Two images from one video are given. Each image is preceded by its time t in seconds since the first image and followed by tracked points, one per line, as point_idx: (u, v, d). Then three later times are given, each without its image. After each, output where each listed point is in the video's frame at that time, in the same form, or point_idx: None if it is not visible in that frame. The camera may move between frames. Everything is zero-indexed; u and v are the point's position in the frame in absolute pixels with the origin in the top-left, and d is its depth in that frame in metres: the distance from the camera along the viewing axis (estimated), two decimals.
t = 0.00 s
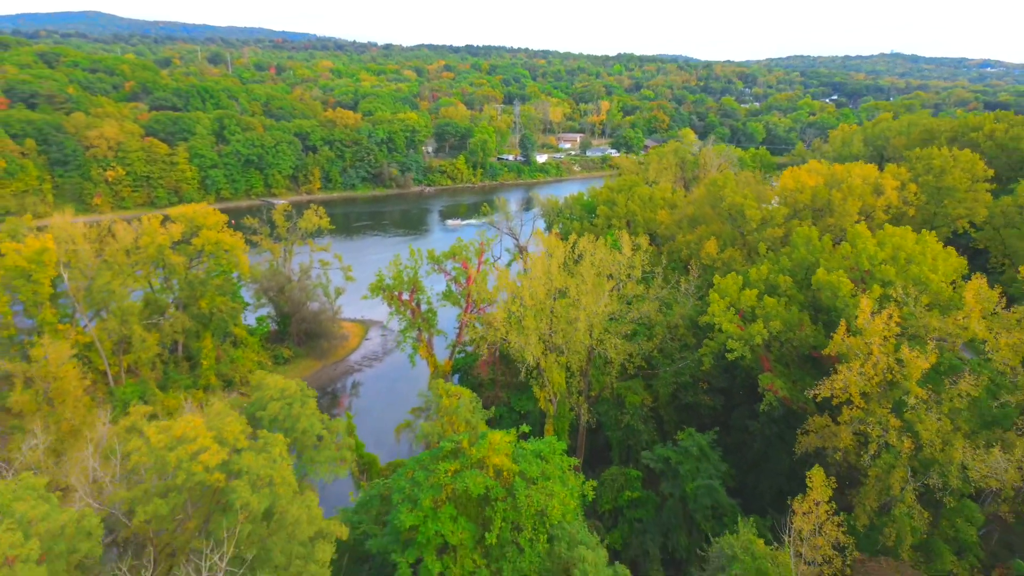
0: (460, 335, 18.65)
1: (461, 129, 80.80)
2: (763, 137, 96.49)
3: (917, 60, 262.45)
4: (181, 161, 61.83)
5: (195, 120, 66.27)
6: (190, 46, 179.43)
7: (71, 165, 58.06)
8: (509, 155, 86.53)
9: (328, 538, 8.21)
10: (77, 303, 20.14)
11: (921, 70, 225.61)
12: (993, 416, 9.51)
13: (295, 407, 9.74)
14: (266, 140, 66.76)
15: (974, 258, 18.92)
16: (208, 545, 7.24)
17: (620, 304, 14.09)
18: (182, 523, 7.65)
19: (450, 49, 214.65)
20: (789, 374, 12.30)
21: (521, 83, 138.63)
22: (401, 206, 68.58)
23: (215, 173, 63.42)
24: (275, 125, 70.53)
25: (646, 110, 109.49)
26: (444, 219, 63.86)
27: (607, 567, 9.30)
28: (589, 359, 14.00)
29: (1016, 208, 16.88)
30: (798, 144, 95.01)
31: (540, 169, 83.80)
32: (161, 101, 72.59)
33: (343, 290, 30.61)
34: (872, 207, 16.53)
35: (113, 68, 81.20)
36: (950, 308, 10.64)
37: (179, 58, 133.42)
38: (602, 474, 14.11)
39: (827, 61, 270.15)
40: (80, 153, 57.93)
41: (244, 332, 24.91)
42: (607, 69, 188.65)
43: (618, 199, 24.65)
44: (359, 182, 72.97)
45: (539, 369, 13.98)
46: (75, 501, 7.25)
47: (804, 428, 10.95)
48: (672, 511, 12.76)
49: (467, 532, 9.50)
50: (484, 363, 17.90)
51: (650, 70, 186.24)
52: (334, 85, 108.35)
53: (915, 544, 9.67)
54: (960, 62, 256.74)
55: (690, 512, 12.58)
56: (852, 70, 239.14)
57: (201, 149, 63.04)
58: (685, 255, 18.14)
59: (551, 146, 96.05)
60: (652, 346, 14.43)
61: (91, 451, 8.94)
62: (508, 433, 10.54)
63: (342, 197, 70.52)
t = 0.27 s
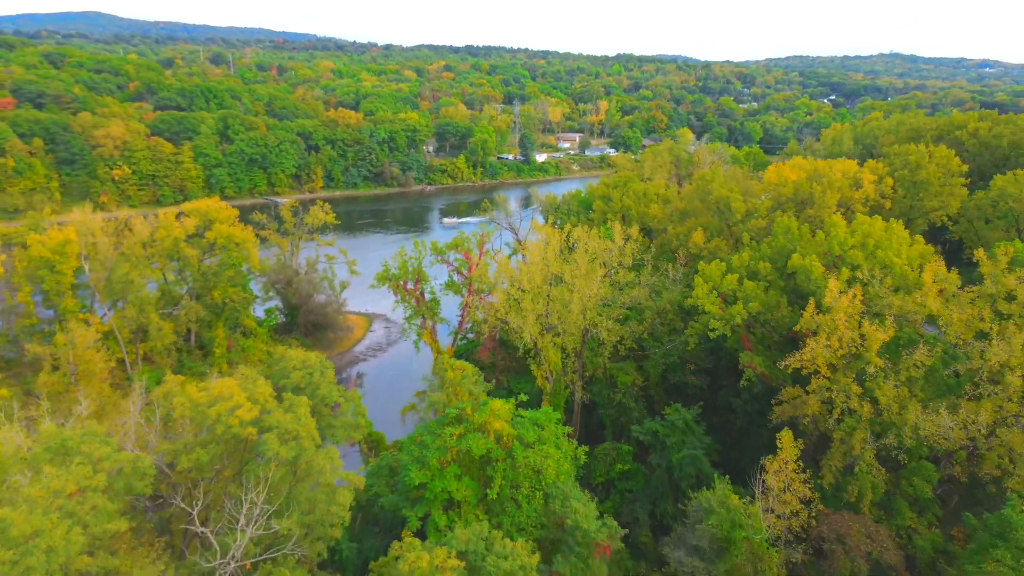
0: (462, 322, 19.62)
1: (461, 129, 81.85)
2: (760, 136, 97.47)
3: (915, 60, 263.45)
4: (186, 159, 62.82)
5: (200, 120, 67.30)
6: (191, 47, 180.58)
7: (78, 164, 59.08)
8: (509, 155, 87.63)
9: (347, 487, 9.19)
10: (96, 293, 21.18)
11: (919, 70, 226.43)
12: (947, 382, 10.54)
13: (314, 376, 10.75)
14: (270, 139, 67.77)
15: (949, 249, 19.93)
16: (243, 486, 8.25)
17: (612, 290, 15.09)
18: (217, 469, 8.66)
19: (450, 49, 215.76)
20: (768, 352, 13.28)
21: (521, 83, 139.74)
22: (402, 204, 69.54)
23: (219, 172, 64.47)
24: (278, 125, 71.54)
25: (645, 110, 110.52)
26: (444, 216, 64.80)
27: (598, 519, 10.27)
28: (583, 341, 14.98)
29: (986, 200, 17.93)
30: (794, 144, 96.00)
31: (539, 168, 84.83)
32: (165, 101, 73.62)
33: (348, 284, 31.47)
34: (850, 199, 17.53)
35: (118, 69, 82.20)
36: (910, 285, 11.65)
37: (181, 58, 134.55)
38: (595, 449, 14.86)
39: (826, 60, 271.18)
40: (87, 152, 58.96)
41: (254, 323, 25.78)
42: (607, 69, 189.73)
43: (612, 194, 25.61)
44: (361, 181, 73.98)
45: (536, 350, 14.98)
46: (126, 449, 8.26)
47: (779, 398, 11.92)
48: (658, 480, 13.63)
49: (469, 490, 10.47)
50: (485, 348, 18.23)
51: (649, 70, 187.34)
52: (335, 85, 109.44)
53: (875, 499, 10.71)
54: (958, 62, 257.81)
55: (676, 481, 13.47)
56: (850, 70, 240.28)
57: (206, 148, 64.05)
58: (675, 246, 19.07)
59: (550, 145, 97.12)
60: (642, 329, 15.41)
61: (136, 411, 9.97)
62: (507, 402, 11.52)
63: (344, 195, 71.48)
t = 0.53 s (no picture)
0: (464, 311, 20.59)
1: (461, 129, 82.83)
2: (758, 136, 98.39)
3: (913, 60, 264.14)
4: (191, 158, 63.84)
5: (204, 120, 68.30)
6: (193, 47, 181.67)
7: (85, 163, 60.08)
8: (509, 154, 88.66)
9: (362, 447, 10.19)
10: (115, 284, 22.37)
11: (917, 70, 227.03)
12: (907, 356, 11.59)
13: (330, 350, 11.80)
14: (273, 139, 68.79)
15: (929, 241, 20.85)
16: (272, 440, 9.31)
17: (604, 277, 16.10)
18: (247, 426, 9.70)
19: (451, 50, 216.82)
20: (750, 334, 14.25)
21: (520, 83, 140.77)
22: (403, 203, 70.48)
23: (224, 171, 65.53)
24: (281, 124, 72.54)
25: (644, 110, 111.47)
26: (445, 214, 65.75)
27: (589, 480, 11.23)
28: (577, 325, 15.99)
29: (960, 194, 19.00)
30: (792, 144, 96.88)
31: (539, 167, 85.80)
32: (170, 101, 74.72)
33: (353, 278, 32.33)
34: (831, 192, 18.56)
35: (122, 69, 83.17)
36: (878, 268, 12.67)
37: (184, 58, 135.57)
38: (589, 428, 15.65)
39: (826, 61, 271.94)
40: (94, 151, 59.99)
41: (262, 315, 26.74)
42: (606, 69, 190.74)
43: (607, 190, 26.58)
44: (362, 180, 74.95)
45: (533, 333, 15.98)
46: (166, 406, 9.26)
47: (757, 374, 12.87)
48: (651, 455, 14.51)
49: (472, 455, 11.41)
50: (484, 335, 18.65)
51: (649, 70, 188.26)
52: (337, 85, 110.50)
53: (842, 462, 11.72)
54: (957, 63, 258.50)
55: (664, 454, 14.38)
56: (849, 70, 241.14)
57: (210, 147, 65.08)
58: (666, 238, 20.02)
59: (549, 145, 98.12)
60: (634, 314, 16.38)
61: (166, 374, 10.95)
62: (506, 376, 12.54)
63: (346, 194, 72.47)
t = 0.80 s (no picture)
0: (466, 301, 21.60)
1: (462, 128, 83.86)
2: (756, 135, 99.27)
3: (914, 59, 265.32)
4: (196, 157, 64.85)
5: (209, 119, 69.34)
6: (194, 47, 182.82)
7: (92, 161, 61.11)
8: (509, 154, 89.74)
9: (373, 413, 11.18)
10: (132, 276, 23.48)
11: (916, 71, 227.38)
12: (876, 333, 12.57)
13: (345, 328, 12.87)
14: (276, 138, 69.85)
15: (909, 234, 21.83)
16: (295, 404, 10.29)
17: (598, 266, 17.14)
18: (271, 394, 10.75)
19: (451, 50, 217.86)
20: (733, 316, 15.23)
21: (520, 82, 141.80)
22: (405, 201, 71.45)
23: (228, 170, 66.59)
24: (284, 124, 73.58)
25: (643, 110, 112.46)
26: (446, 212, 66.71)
27: (581, 446, 12.29)
28: (573, 311, 17.01)
29: (937, 188, 20.09)
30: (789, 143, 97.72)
31: (538, 166, 86.79)
32: (175, 101, 75.86)
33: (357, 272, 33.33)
34: (814, 186, 19.62)
35: (127, 69, 84.21)
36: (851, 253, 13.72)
37: (186, 58, 136.57)
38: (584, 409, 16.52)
39: (825, 61, 272.80)
40: (101, 150, 61.02)
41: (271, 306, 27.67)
42: (605, 69, 191.71)
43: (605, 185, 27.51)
44: (364, 179, 75.96)
45: (533, 320, 17.04)
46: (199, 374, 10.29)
47: (739, 352, 13.86)
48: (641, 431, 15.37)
49: (474, 426, 12.39)
50: (485, 322, 19.69)
51: (648, 71, 189.26)
52: (338, 85, 111.58)
53: (815, 432, 12.71)
54: (957, 63, 259.52)
55: (653, 430, 15.27)
56: (848, 70, 242.34)
57: (215, 146, 66.15)
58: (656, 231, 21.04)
59: (549, 144, 99.12)
60: (627, 301, 17.38)
61: (196, 350, 11.98)
62: (506, 352, 13.67)
63: (348, 192, 73.48)
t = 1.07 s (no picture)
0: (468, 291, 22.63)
1: (462, 128, 84.86)
2: (753, 135, 100.23)
3: (913, 60, 266.16)
4: (200, 156, 65.89)
5: (213, 119, 70.39)
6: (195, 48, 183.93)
7: (99, 161, 62.16)
8: (509, 153, 90.76)
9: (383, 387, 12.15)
10: (148, 269, 24.53)
11: (915, 71, 227.84)
12: (847, 315, 13.56)
13: (355, 312, 13.87)
14: (279, 138, 70.92)
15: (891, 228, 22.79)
16: (313, 377, 11.28)
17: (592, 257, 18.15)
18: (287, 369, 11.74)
19: (450, 50, 218.87)
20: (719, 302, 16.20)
21: (520, 82, 142.85)
22: (406, 200, 72.49)
23: (232, 169, 67.64)
24: (287, 123, 74.64)
25: (641, 110, 113.44)
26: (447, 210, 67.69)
27: (575, 419, 13.29)
28: (569, 299, 18.01)
29: (918, 184, 21.10)
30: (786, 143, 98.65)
31: (538, 165, 87.82)
32: (179, 101, 76.96)
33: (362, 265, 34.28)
34: (799, 182, 20.63)
35: (132, 70, 85.27)
36: (827, 243, 14.75)
37: (188, 59, 137.67)
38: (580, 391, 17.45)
39: (824, 60, 273.71)
40: (107, 150, 62.06)
41: (279, 299, 28.67)
42: (604, 69, 192.72)
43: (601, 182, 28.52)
44: (366, 178, 77.01)
45: (531, 307, 18.06)
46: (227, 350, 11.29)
47: (723, 334, 14.84)
48: (631, 411, 16.14)
49: (476, 401, 13.35)
50: (485, 311, 20.74)
51: (647, 71, 190.32)
52: (340, 85, 112.68)
53: (793, 408, 13.66)
54: (955, 62, 260.72)
55: (643, 410, 16.15)
56: (846, 69, 243.12)
57: (219, 146, 67.22)
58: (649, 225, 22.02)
59: (548, 144, 100.16)
60: (620, 290, 18.37)
61: (221, 331, 13.00)
62: (505, 334, 14.78)
63: (350, 191, 74.49)
